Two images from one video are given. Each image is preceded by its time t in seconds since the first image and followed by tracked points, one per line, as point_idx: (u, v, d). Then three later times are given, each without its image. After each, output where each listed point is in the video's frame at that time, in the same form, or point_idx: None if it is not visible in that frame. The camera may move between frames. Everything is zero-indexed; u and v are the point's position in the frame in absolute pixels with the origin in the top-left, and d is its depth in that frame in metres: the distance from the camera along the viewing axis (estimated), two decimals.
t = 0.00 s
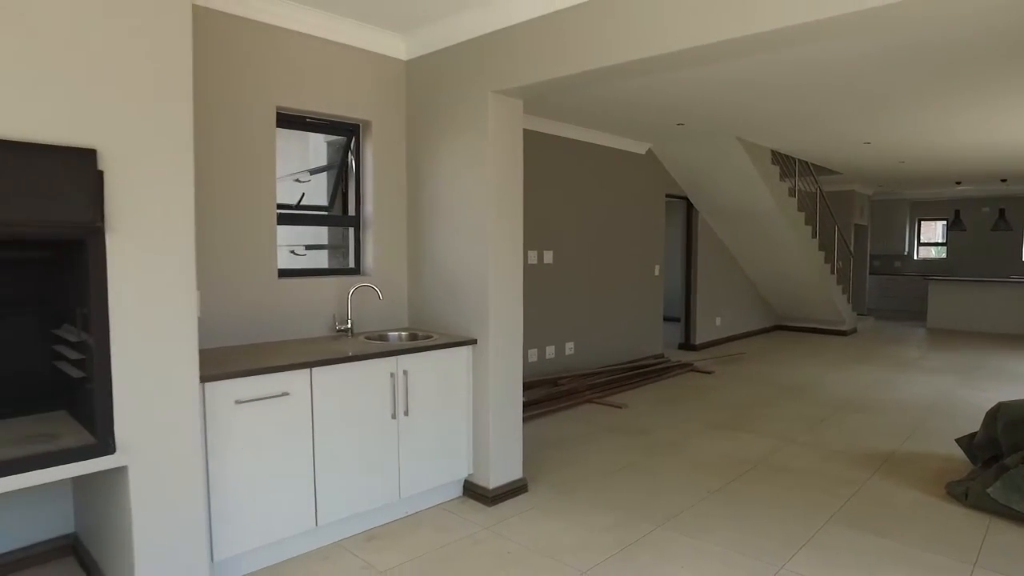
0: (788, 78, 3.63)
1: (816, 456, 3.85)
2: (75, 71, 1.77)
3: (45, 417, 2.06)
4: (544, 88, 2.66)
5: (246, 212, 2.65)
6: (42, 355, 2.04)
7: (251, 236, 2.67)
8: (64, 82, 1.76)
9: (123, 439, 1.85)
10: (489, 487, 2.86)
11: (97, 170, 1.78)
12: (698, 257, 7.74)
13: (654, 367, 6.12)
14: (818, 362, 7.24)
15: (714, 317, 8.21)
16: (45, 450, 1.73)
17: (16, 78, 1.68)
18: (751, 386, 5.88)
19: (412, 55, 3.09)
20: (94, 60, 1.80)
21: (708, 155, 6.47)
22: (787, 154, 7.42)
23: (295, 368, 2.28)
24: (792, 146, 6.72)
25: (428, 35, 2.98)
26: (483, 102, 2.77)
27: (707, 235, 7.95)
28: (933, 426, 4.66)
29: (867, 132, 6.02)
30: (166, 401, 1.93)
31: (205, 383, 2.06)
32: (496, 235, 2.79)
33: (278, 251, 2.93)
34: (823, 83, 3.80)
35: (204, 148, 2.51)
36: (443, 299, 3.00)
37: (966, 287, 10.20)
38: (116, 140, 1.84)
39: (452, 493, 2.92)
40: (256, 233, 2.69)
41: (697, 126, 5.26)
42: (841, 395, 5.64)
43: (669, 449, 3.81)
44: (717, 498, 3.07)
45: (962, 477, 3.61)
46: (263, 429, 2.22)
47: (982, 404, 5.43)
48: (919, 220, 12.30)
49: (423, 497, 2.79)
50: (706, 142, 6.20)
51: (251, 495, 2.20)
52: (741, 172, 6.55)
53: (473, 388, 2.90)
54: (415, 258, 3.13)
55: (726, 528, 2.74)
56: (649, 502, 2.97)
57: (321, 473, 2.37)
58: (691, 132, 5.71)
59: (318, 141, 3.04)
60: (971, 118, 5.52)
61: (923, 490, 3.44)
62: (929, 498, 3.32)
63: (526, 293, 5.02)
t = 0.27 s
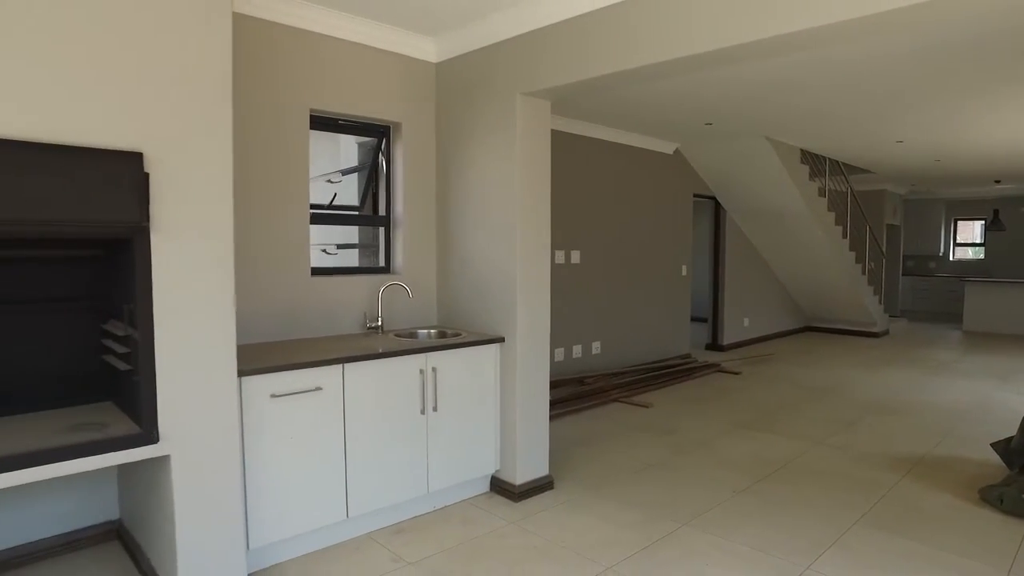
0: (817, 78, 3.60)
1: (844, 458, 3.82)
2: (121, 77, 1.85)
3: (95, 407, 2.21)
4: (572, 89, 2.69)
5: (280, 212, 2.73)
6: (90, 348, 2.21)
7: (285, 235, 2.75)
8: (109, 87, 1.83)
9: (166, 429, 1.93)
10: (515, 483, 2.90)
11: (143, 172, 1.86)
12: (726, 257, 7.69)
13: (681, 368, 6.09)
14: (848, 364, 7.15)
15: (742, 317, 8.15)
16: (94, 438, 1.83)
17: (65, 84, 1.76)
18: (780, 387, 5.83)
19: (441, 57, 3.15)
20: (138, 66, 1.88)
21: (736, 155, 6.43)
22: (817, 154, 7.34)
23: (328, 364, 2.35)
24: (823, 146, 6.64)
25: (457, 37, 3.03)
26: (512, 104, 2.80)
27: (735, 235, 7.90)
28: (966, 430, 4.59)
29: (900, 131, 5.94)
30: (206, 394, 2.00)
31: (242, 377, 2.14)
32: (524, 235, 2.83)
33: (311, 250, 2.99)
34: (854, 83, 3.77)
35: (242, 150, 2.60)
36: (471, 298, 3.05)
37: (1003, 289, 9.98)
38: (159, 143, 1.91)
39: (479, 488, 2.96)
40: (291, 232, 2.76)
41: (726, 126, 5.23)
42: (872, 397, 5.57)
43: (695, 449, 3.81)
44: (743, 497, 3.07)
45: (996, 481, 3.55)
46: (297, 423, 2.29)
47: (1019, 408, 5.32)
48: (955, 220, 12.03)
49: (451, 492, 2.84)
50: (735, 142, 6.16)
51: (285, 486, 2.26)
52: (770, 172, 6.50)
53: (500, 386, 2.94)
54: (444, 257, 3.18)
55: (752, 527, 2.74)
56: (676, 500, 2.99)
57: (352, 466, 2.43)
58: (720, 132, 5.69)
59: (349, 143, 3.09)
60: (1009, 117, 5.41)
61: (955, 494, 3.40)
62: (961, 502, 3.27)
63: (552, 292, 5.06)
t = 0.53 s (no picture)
0: (847, 76, 3.56)
1: (874, 460, 3.77)
2: (161, 83, 1.92)
3: (136, 397, 2.29)
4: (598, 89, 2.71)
5: (313, 211, 2.80)
6: (132, 341, 2.29)
7: (317, 233, 2.82)
8: (148, 91, 1.90)
9: (203, 420, 2.00)
10: (541, 479, 2.93)
11: (182, 173, 1.93)
12: (755, 257, 7.62)
13: (709, 368, 6.06)
14: (880, 366, 7.04)
15: (772, 317, 8.07)
16: (137, 427, 1.91)
17: (109, 90, 1.84)
18: (810, 388, 5.77)
19: (469, 59, 3.19)
20: (177, 71, 1.95)
21: (766, 154, 6.37)
22: (850, 153, 7.23)
23: (358, 359, 2.40)
24: (856, 144, 6.54)
25: (485, 39, 3.07)
26: (538, 104, 2.84)
27: (765, 235, 7.83)
28: (1002, 434, 4.49)
29: (936, 129, 5.82)
30: (241, 386, 2.07)
31: (275, 371, 2.20)
32: (551, 234, 2.86)
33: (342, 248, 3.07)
34: (886, 81, 3.72)
35: (276, 151, 2.67)
36: (498, 296, 3.09)
37: None
38: (198, 144, 1.99)
39: (505, 484, 3.00)
40: (323, 230, 2.84)
41: (755, 125, 5.20)
42: (904, 399, 5.49)
43: (721, 448, 3.80)
44: (769, 498, 3.05)
45: None
46: (328, 416, 2.35)
47: None
48: (995, 220, 11.59)
49: (477, 486, 2.89)
50: (765, 141, 6.10)
51: (317, 477, 2.33)
52: (801, 171, 6.43)
53: (527, 383, 2.97)
54: (472, 255, 3.23)
55: (777, 527, 2.73)
56: (700, 499, 2.99)
57: (381, 459, 2.49)
58: (749, 131, 5.64)
59: (379, 144, 3.16)
60: None
61: (988, 498, 3.34)
62: (993, 507, 3.22)
63: (579, 291, 5.08)
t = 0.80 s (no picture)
0: (880, 74, 3.52)
1: (906, 463, 3.72)
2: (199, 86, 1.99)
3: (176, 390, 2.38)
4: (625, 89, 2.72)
5: (345, 211, 2.86)
6: (172, 335, 2.38)
7: (349, 232, 2.88)
8: (187, 96, 1.97)
9: (239, 412, 2.07)
10: (568, 476, 2.96)
11: (221, 174, 2.00)
12: (787, 257, 7.54)
13: (739, 368, 6.02)
14: (916, 368, 6.91)
15: (804, 318, 7.98)
16: (178, 418, 1.99)
17: (150, 93, 1.91)
18: (842, 390, 5.69)
19: (498, 60, 3.23)
20: (215, 75, 2.02)
21: (799, 153, 6.29)
22: (885, 151, 7.11)
23: (388, 355, 2.46)
24: (891, 142, 6.43)
25: (513, 41, 3.10)
26: (566, 104, 2.86)
27: (796, 234, 7.73)
28: None
29: (974, 126, 5.70)
30: (276, 380, 2.14)
31: (309, 366, 2.27)
32: (578, 233, 2.88)
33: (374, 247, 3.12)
34: (920, 79, 3.66)
35: (310, 152, 2.74)
36: (526, 294, 3.13)
37: None
38: (235, 146, 2.05)
39: (532, 480, 3.04)
40: (355, 229, 2.90)
41: (786, 124, 5.14)
42: (939, 402, 5.39)
43: (749, 448, 3.79)
44: (797, 499, 3.04)
45: None
46: (359, 411, 2.41)
47: None
48: None
49: (505, 483, 2.93)
50: (797, 140, 6.03)
51: (348, 469, 2.39)
52: (834, 170, 6.34)
53: (554, 380, 3.00)
54: (501, 254, 3.26)
55: (805, 528, 2.71)
56: (727, 499, 2.99)
57: (411, 453, 2.54)
58: (780, 130, 5.59)
59: (410, 144, 3.21)
60: None
61: None
62: None
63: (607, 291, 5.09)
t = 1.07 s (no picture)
0: (928, 72, 3.44)
1: (953, 470, 3.63)
2: (250, 91, 2.08)
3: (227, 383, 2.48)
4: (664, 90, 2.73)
5: (387, 211, 2.93)
6: (224, 330, 2.48)
7: (392, 231, 2.95)
8: (238, 101, 2.06)
9: (287, 405, 2.15)
10: (605, 474, 2.98)
11: (271, 175, 2.08)
12: (831, 258, 7.39)
13: (781, 371, 5.93)
14: (965, 373, 6.72)
15: (848, 321, 7.82)
16: (229, 409, 2.07)
17: (204, 99, 2.00)
18: (887, 394, 5.57)
19: (538, 63, 3.26)
20: (264, 81, 2.10)
21: (844, 153, 6.17)
22: (935, 150, 6.92)
23: (429, 352, 2.51)
24: (942, 141, 6.26)
25: (553, 42, 3.13)
26: (605, 105, 2.88)
27: (841, 235, 7.58)
28: None
29: None
30: (321, 374, 2.21)
31: (353, 361, 2.33)
32: (617, 233, 2.90)
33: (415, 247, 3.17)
34: (970, 76, 3.57)
35: (355, 154, 2.81)
36: (565, 294, 3.15)
37: None
38: (283, 149, 2.13)
39: (570, 478, 3.06)
40: (397, 229, 2.96)
41: (830, 123, 5.06)
42: (990, 409, 5.23)
43: (788, 451, 3.75)
44: (838, 503, 3.00)
45: None
46: (401, 406, 2.47)
47: None
48: None
49: (543, 479, 2.96)
50: (842, 139, 5.92)
51: (390, 463, 2.45)
52: (881, 170, 6.20)
53: (592, 379, 3.02)
54: (540, 254, 3.30)
55: (845, 533, 2.68)
56: (765, 501, 2.96)
57: (450, 449, 2.59)
58: (824, 129, 5.50)
59: (451, 146, 3.26)
60: None
61: None
62: None
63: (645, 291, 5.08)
